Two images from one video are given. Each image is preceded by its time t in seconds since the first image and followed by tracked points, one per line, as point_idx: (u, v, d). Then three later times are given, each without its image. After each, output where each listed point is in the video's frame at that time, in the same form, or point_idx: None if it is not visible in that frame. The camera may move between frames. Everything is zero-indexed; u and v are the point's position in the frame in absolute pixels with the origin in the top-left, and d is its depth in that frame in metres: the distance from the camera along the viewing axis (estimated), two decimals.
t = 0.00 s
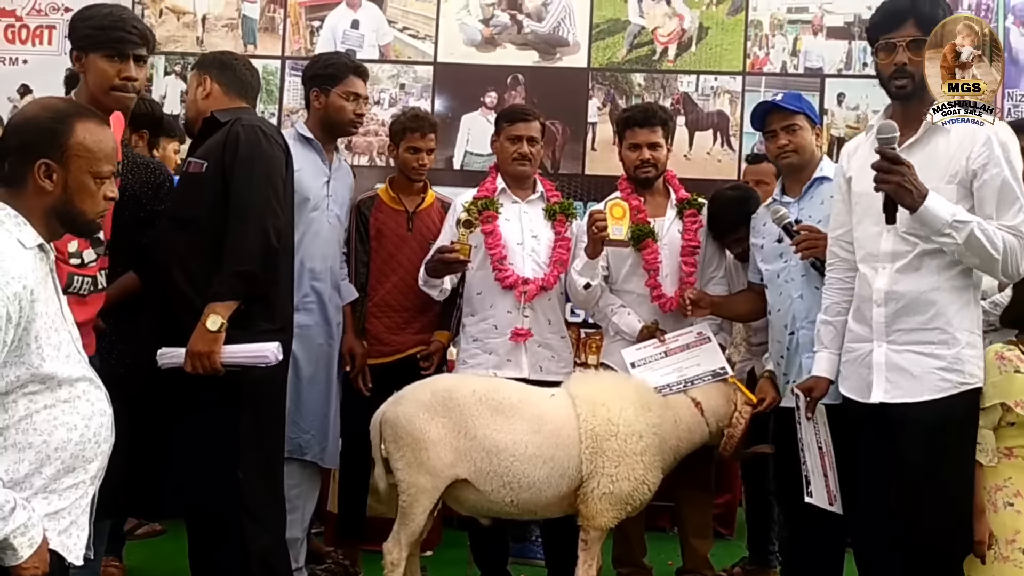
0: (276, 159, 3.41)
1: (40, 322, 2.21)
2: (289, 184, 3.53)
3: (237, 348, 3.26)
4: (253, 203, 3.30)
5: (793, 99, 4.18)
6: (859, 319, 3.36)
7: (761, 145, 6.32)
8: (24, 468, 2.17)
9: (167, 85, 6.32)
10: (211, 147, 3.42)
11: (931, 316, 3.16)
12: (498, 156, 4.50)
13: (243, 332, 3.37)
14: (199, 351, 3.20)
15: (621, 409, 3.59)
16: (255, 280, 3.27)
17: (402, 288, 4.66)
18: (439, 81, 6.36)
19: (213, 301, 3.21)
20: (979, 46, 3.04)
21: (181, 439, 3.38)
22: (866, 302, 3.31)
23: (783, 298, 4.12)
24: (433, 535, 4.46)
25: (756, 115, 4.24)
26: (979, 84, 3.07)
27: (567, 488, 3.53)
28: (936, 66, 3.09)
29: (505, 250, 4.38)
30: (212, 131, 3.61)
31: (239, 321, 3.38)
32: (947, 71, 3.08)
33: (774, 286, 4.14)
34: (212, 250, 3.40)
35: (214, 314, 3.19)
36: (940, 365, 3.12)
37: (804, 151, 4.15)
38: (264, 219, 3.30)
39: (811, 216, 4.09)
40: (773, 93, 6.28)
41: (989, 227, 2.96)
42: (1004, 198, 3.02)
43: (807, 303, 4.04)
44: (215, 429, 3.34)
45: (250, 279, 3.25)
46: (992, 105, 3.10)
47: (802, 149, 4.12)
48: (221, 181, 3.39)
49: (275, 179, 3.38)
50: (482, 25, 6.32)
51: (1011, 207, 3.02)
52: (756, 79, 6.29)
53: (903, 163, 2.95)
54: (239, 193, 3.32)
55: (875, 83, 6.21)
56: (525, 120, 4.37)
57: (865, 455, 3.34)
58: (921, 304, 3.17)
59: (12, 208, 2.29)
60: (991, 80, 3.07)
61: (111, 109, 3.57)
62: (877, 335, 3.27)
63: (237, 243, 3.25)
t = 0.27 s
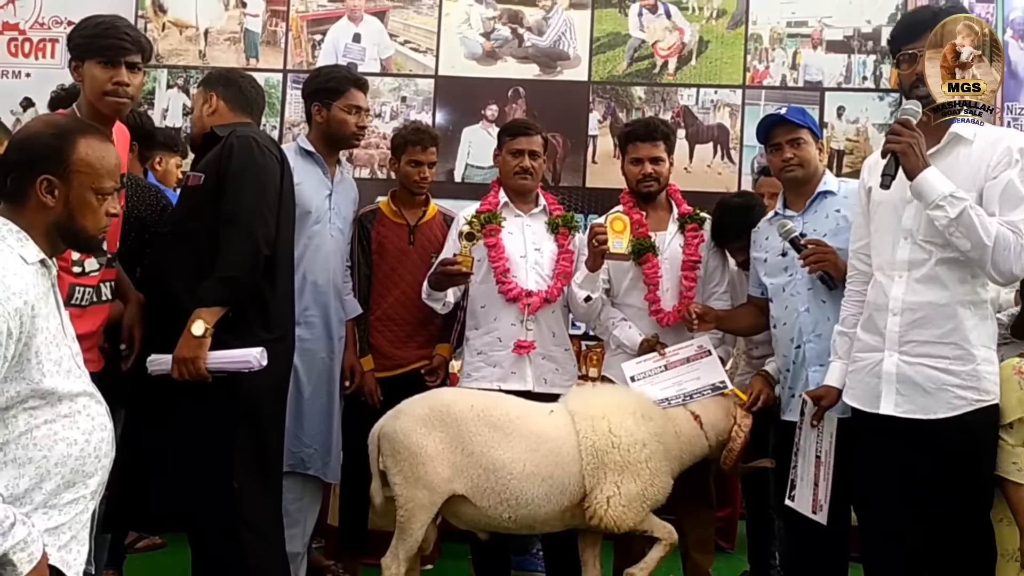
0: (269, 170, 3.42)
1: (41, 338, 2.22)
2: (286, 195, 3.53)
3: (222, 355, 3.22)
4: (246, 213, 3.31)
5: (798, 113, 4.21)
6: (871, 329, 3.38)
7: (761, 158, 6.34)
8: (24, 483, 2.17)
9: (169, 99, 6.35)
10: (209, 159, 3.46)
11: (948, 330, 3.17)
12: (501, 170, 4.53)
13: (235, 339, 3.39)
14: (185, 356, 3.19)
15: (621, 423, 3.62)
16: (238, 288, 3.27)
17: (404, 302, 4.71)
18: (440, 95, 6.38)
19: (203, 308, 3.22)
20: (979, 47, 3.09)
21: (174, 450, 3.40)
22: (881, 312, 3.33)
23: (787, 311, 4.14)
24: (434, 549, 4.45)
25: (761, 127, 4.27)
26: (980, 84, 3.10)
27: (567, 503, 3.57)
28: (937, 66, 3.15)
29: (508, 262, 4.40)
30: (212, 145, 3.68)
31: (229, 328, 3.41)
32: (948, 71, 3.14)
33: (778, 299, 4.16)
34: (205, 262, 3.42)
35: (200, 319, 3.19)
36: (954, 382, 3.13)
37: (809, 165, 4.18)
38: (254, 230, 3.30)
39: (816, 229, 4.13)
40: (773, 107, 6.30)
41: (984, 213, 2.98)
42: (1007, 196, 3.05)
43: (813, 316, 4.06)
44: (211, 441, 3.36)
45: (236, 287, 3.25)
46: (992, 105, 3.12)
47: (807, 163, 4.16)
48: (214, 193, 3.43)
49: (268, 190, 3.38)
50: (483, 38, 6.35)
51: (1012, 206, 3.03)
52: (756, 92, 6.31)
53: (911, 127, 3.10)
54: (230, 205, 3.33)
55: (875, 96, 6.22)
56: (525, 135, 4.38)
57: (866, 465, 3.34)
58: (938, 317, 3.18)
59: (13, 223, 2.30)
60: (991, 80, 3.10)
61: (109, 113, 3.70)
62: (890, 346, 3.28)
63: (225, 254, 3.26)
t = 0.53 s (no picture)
0: (270, 186, 3.45)
1: (41, 356, 2.22)
2: (289, 211, 3.55)
3: (223, 368, 3.27)
4: (250, 231, 3.34)
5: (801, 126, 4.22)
6: (877, 340, 3.47)
7: (761, 171, 6.35)
8: (23, 501, 2.17)
9: (170, 114, 6.37)
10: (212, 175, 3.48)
11: (951, 344, 3.26)
12: (500, 185, 4.55)
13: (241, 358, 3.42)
14: (184, 371, 3.22)
15: (621, 439, 3.62)
16: (237, 302, 3.29)
17: (406, 318, 4.73)
18: (441, 109, 6.40)
19: (201, 323, 3.25)
20: (979, 48, 3.22)
21: (183, 463, 3.45)
22: (886, 322, 3.41)
23: (790, 324, 4.15)
24: (434, 565, 4.44)
25: (764, 140, 4.29)
26: (980, 83, 3.23)
27: (567, 519, 3.58)
28: (937, 67, 3.28)
29: (510, 278, 4.41)
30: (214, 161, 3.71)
31: (233, 344, 3.44)
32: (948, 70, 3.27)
33: (780, 312, 4.17)
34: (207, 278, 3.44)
35: (199, 335, 3.22)
36: (954, 398, 3.23)
37: (811, 179, 4.20)
38: (254, 246, 3.33)
39: (817, 242, 4.16)
40: (773, 120, 6.32)
41: (994, 226, 3.05)
42: (1017, 210, 3.13)
43: (815, 328, 4.09)
44: (219, 454, 3.41)
45: (236, 301, 3.28)
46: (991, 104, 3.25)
47: (809, 176, 4.17)
48: (215, 210, 3.44)
49: (269, 207, 3.41)
50: (483, 53, 6.37)
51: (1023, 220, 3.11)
52: (755, 105, 6.33)
53: (933, 130, 3.17)
54: (231, 221, 3.36)
55: (874, 108, 6.23)
56: (525, 150, 4.41)
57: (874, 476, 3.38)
58: (942, 331, 3.27)
59: (14, 242, 2.31)
60: (991, 80, 3.22)
61: (93, 124, 3.85)
62: (892, 357, 3.37)
63: (224, 270, 3.28)
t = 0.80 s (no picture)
0: (286, 205, 3.56)
1: (38, 368, 2.22)
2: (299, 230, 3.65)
3: (239, 389, 3.36)
4: (269, 251, 3.43)
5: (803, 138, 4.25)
6: (881, 349, 3.48)
7: (759, 180, 6.35)
8: (19, 513, 2.17)
9: (169, 124, 6.37)
10: (225, 190, 3.52)
11: (953, 355, 3.25)
12: (500, 196, 4.56)
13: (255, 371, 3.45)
14: (202, 389, 3.28)
15: (622, 448, 3.62)
16: (259, 323, 3.38)
17: (405, 328, 4.71)
18: (440, 118, 6.40)
19: (220, 342, 3.30)
20: (979, 48, 3.25)
21: (185, 474, 3.50)
22: (891, 332, 3.43)
23: (790, 334, 4.17)
24: None
25: (765, 153, 4.31)
26: (980, 83, 3.25)
27: (569, 531, 3.58)
28: (937, 67, 3.32)
29: (507, 288, 4.41)
30: (221, 172, 3.71)
31: (248, 360, 3.45)
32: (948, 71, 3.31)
33: (782, 322, 4.19)
34: (220, 294, 3.49)
35: (218, 353, 3.28)
36: (956, 410, 3.22)
37: (813, 191, 4.21)
38: (274, 265, 3.43)
39: (817, 253, 4.16)
40: (771, 130, 6.33)
41: (980, 238, 3.09)
42: (1014, 222, 3.14)
43: (815, 339, 4.09)
44: (224, 465, 3.45)
45: (259, 321, 3.36)
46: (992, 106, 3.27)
47: (810, 188, 4.18)
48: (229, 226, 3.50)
49: (285, 226, 3.51)
50: (481, 63, 6.38)
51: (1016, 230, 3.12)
52: (753, 115, 6.35)
53: (919, 148, 3.24)
54: (248, 239, 3.44)
55: (871, 118, 6.23)
56: (523, 161, 4.42)
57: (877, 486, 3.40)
58: (944, 343, 3.27)
59: (12, 253, 2.31)
60: (993, 80, 3.25)
61: (76, 127, 4.03)
62: (895, 367, 3.38)
63: (245, 290, 3.36)
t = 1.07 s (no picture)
0: (297, 219, 3.58)
1: (33, 380, 2.19)
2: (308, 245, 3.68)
3: (270, 408, 3.39)
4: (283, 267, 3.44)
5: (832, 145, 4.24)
6: (885, 361, 3.48)
7: (755, 190, 6.33)
8: (13, 526, 2.14)
9: (164, 133, 6.35)
10: (233, 203, 3.52)
11: (954, 371, 3.24)
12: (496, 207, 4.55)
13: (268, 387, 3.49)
14: (236, 410, 3.31)
15: (625, 464, 3.60)
16: (285, 340, 3.44)
17: (402, 338, 4.68)
18: (436, 127, 6.38)
19: (247, 362, 3.34)
20: (979, 48, 3.27)
21: (189, 489, 3.48)
22: (895, 346, 3.42)
23: (800, 342, 4.17)
24: None
25: (789, 158, 4.30)
26: (980, 84, 3.27)
27: (569, 547, 3.55)
28: (937, 67, 3.31)
29: (503, 298, 4.38)
30: (226, 181, 3.71)
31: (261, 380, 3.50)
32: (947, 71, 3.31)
33: (793, 330, 4.19)
34: (229, 307, 3.51)
35: (251, 374, 3.32)
36: (955, 426, 3.22)
37: (835, 198, 4.19)
38: (288, 281, 3.44)
39: (834, 262, 4.16)
40: (767, 139, 6.33)
41: (964, 251, 3.08)
42: (1005, 235, 3.12)
43: (823, 349, 4.06)
44: (224, 477, 3.46)
45: (282, 339, 3.40)
46: (992, 106, 3.27)
47: (832, 195, 4.17)
48: (241, 239, 3.51)
49: (297, 240, 3.53)
50: (478, 72, 6.38)
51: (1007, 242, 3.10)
52: (749, 125, 6.34)
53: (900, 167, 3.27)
54: (259, 254, 3.44)
55: (868, 128, 6.22)
56: (519, 171, 4.40)
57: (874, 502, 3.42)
58: (947, 358, 3.26)
59: (6, 263, 2.28)
60: (992, 80, 3.26)
61: (56, 134, 4.08)
62: (897, 382, 3.38)
63: (263, 308, 3.39)
